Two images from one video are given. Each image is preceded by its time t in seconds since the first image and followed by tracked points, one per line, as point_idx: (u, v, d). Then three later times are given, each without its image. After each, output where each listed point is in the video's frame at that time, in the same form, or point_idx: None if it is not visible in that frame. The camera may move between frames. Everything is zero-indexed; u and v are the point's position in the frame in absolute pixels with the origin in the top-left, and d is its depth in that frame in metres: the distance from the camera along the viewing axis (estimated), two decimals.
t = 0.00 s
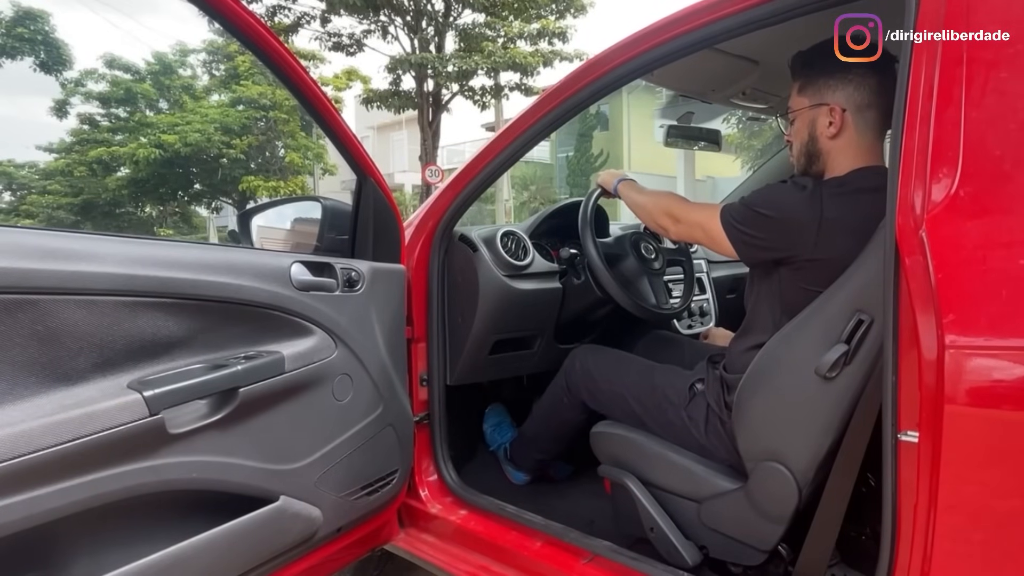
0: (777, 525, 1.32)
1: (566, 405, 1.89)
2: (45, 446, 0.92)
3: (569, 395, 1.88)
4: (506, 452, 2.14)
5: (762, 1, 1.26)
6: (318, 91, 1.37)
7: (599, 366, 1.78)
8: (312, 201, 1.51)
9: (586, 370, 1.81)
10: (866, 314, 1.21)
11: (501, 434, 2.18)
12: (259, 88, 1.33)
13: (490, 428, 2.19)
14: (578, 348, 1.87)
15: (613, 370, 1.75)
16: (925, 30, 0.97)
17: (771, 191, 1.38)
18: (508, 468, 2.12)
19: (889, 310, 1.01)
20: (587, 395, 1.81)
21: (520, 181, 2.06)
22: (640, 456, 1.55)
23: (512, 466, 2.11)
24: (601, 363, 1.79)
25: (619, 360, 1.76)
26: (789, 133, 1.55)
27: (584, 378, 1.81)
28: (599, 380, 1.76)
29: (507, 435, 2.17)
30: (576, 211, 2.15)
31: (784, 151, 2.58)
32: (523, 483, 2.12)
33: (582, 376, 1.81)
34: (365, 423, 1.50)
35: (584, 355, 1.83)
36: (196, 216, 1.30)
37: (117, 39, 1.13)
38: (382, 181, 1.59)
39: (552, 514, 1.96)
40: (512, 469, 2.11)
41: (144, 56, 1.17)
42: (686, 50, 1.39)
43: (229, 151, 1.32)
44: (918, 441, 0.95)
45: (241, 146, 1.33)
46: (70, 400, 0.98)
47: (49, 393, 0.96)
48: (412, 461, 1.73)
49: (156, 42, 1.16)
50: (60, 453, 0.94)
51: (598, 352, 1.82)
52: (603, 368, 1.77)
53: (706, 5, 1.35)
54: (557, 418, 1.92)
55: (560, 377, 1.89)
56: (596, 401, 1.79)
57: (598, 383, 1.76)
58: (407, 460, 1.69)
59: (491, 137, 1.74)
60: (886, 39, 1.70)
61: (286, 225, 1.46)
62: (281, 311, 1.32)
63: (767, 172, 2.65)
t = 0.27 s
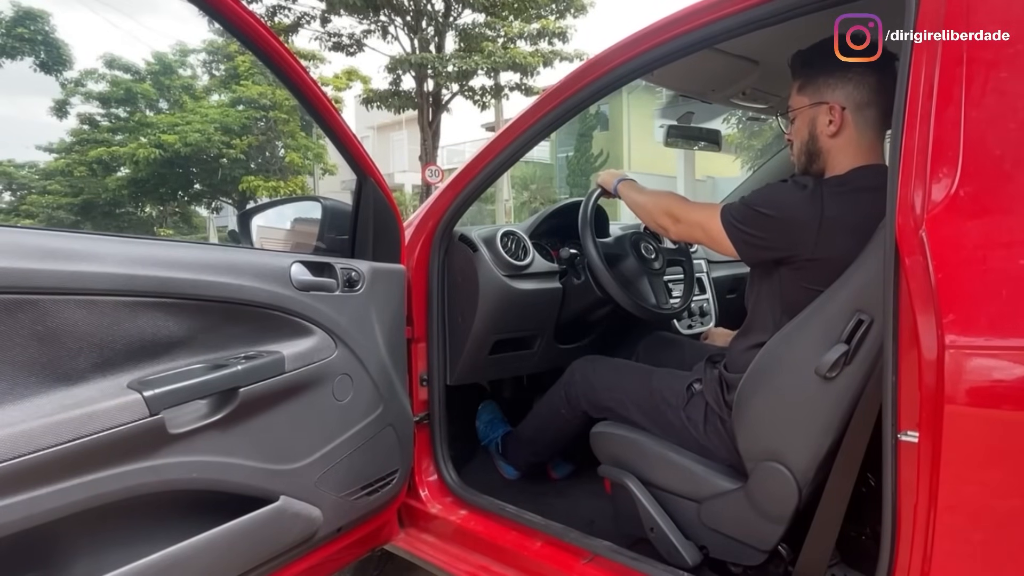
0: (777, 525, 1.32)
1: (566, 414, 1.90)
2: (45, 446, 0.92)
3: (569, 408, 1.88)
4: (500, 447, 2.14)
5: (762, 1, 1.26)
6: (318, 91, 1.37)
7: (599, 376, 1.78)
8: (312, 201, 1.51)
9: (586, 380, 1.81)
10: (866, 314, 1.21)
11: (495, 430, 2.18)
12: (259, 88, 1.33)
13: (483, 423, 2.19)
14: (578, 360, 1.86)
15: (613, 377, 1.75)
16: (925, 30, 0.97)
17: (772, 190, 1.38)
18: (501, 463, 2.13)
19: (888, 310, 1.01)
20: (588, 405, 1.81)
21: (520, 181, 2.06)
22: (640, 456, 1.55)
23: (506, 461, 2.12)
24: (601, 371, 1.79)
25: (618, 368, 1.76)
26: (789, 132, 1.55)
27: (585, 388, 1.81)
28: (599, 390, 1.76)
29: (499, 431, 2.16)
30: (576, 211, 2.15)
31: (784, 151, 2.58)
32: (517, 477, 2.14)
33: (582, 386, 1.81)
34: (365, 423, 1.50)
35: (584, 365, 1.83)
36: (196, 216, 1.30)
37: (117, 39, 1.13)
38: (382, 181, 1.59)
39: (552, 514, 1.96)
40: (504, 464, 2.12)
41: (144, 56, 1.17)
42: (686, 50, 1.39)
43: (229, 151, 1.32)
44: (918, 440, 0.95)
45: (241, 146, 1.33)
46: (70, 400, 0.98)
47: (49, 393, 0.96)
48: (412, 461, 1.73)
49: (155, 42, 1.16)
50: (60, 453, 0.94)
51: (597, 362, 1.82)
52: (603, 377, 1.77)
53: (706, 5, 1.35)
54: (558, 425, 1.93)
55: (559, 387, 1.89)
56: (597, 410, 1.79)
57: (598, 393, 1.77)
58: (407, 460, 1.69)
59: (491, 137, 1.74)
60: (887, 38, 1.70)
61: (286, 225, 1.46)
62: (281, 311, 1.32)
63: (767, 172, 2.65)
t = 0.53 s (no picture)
0: (777, 525, 1.32)
1: (567, 417, 1.90)
2: (45, 446, 0.92)
3: (569, 412, 1.88)
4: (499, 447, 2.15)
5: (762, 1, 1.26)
6: (318, 91, 1.37)
7: (599, 378, 1.78)
8: (312, 201, 1.51)
9: (587, 383, 1.81)
10: (866, 314, 1.21)
11: (494, 429, 2.18)
12: (259, 88, 1.33)
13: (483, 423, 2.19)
14: (579, 364, 1.87)
15: (613, 379, 1.75)
16: (925, 30, 0.97)
17: (772, 187, 1.38)
18: (501, 463, 2.13)
19: (888, 310, 1.01)
20: (589, 410, 1.81)
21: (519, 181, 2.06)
22: (640, 456, 1.55)
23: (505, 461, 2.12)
24: (601, 375, 1.79)
25: (618, 370, 1.76)
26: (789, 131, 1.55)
27: (586, 392, 1.81)
28: (600, 392, 1.77)
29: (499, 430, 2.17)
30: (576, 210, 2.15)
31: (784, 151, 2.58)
32: (516, 476, 2.14)
33: (583, 389, 1.82)
34: (365, 423, 1.50)
35: (585, 371, 1.83)
36: (196, 216, 1.30)
37: (117, 39, 1.13)
38: (382, 181, 1.59)
39: (552, 514, 1.96)
40: (504, 463, 2.13)
41: (144, 56, 1.17)
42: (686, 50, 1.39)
43: (229, 151, 1.32)
44: (918, 441, 0.95)
45: (241, 146, 1.32)
46: (70, 400, 0.98)
47: (49, 393, 0.96)
48: (412, 460, 1.73)
49: (156, 42, 1.16)
50: (59, 453, 0.94)
51: (598, 365, 1.83)
52: (603, 379, 1.77)
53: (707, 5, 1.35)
54: (559, 429, 1.93)
55: (560, 391, 1.89)
56: (598, 414, 1.79)
57: (599, 396, 1.77)
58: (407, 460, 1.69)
59: (491, 137, 1.74)
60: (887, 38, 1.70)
61: (286, 225, 1.47)
62: (281, 311, 1.32)
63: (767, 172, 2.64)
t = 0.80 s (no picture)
0: (777, 525, 1.32)
1: (567, 418, 1.90)
2: (45, 446, 0.92)
3: (569, 412, 1.88)
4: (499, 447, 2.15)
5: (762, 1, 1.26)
6: (318, 91, 1.37)
7: (600, 379, 1.78)
8: (312, 201, 1.51)
9: (588, 383, 1.81)
10: (866, 314, 1.21)
11: (494, 429, 2.19)
12: (259, 88, 1.33)
13: (483, 423, 2.20)
14: (580, 364, 1.87)
15: (613, 380, 1.75)
16: (925, 30, 0.97)
17: (772, 185, 1.38)
18: (501, 463, 2.14)
19: (889, 310, 1.01)
20: (589, 410, 1.81)
21: (519, 181, 2.07)
22: (640, 456, 1.55)
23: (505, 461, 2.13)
24: (601, 376, 1.78)
25: (618, 371, 1.76)
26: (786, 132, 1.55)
27: (586, 392, 1.81)
28: (600, 393, 1.76)
29: (498, 430, 2.17)
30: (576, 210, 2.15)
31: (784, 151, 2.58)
32: (517, 476, 2.14)
33: (584, 389, 1.81)
34: (365, 423, 1.50)
35: (585, 371, 1.83)
36: (196, 215, 1.30)
37: (117, 39, 1.13)
38: (382, 181, 1.59)
39: (552, 514, 1.96)
40: (504, 463, 2.13)
41: (144, 57, 1.17)
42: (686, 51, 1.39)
43: (229, 151, 1.32)
44: (918, 440, 0.95)
45: (241, 146, 1.32)
46: (70, 400, 0.98)
47: (48, 393, 0.96)
48: (412, 460, 1.73)
49: (155, 41, 1.16)
50: (59, 453, 0.94)
51: (598, 365, 1.82)
52: (603, 380, 1.77)
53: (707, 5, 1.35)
54: (558, 429, 1.93)
55: (561, 393, 1.89)
56: (598, 415, 1.79)
57: (599, 396, 1.77)
58: (407, 460, 1.69)
59: (491, 138, 1.74)
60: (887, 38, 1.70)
61: (286, 225, 1.47)
62: (281, 311, 1.32)
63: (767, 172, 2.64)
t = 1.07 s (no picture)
0: (777, 525, 1.32)
1: (567, 418, 1.89)
2: (45, 446, 0.92)
3: (569, 412, 1.88)
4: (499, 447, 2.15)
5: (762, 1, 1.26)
6: (318, 91, 1.37)
7: (600, 379, 1.78)
8: (312, 201, 1.51)
9: (588, 383, 1.80)
10: (866, 314, 1.21)
11: (494, 429, 2.19)
12: (259, 88, 1.33)
13: (483, 423, 2.20)
14: (580, 364, 1.86)
15: (613, 380, 1.75)
16: (925, 30, 0.97)
17: (770, 183, 1.38)
18: (501, 463, 2.14)
19: (888, 310, 1.01)
20: (589, 411, 1.81)
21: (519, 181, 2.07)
22: (640, 456, 1.54)
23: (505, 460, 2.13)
24: (601, 377, 1.78)
25: (618, 372, 1.76)
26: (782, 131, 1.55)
27: (586, 393, 1.81)
28: (600, 393, 1.76)
29: (498, 430, 2.17)
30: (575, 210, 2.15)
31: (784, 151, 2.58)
32: (516, 476, 2.14)
33: (584, 390, 1.81)
34: (365, 423, 1.50)
35: (585, 373, 1.83)
36: (196, 215, 1.30)
37: (117, 39, 1.13)
38: (382, 181, 1.59)
39: (552, 514, 1.96)
40: (503, 463, 2.13)
41: (144, 57, 1.17)
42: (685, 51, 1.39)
43: (229, 151, 1.32)
44: (918, 441, 0.95)
45: (241, 146, 1.32)
46: (70, 400, 0.98)
47: (49, 393, 0.96)
48: (412, 460, 1.73)
49: (155, 42, 1.16)
50: (59, 453, 0.94)
51: (598, 366, 1.82)
52: (604, 381, 1.77)
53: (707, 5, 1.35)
54: (558, 430, 1.93)
55: (561, 395, 1.89)
56: (598, 415, 1.79)
57: (599, 397, 1.76)
58: (407, 460, 1.69)
59: (491, 138, 1.74)
60: (887, 37, 1.69)
61: (286, 225, 1.47)
62: (280, 311, 1.32)
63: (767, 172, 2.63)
